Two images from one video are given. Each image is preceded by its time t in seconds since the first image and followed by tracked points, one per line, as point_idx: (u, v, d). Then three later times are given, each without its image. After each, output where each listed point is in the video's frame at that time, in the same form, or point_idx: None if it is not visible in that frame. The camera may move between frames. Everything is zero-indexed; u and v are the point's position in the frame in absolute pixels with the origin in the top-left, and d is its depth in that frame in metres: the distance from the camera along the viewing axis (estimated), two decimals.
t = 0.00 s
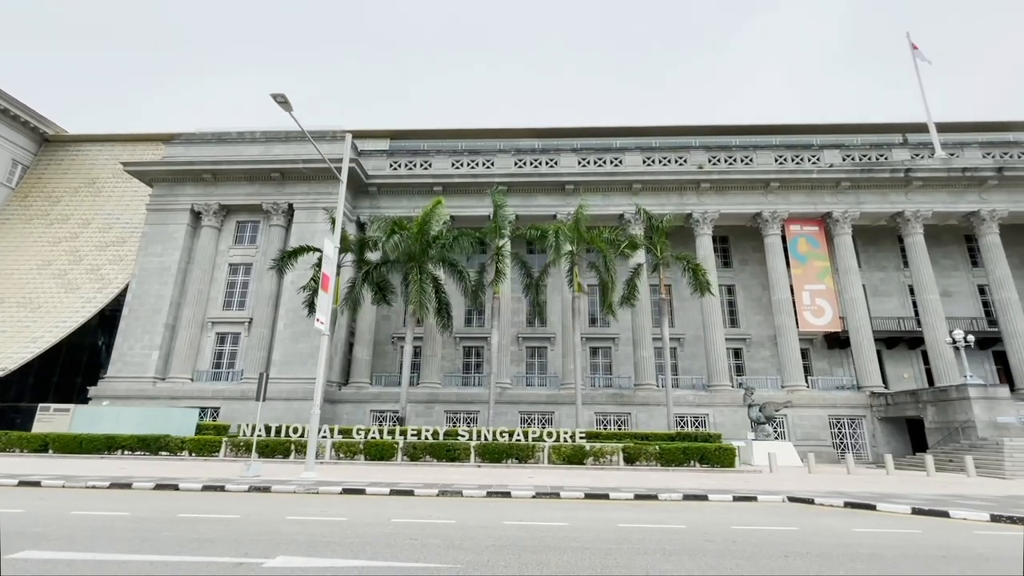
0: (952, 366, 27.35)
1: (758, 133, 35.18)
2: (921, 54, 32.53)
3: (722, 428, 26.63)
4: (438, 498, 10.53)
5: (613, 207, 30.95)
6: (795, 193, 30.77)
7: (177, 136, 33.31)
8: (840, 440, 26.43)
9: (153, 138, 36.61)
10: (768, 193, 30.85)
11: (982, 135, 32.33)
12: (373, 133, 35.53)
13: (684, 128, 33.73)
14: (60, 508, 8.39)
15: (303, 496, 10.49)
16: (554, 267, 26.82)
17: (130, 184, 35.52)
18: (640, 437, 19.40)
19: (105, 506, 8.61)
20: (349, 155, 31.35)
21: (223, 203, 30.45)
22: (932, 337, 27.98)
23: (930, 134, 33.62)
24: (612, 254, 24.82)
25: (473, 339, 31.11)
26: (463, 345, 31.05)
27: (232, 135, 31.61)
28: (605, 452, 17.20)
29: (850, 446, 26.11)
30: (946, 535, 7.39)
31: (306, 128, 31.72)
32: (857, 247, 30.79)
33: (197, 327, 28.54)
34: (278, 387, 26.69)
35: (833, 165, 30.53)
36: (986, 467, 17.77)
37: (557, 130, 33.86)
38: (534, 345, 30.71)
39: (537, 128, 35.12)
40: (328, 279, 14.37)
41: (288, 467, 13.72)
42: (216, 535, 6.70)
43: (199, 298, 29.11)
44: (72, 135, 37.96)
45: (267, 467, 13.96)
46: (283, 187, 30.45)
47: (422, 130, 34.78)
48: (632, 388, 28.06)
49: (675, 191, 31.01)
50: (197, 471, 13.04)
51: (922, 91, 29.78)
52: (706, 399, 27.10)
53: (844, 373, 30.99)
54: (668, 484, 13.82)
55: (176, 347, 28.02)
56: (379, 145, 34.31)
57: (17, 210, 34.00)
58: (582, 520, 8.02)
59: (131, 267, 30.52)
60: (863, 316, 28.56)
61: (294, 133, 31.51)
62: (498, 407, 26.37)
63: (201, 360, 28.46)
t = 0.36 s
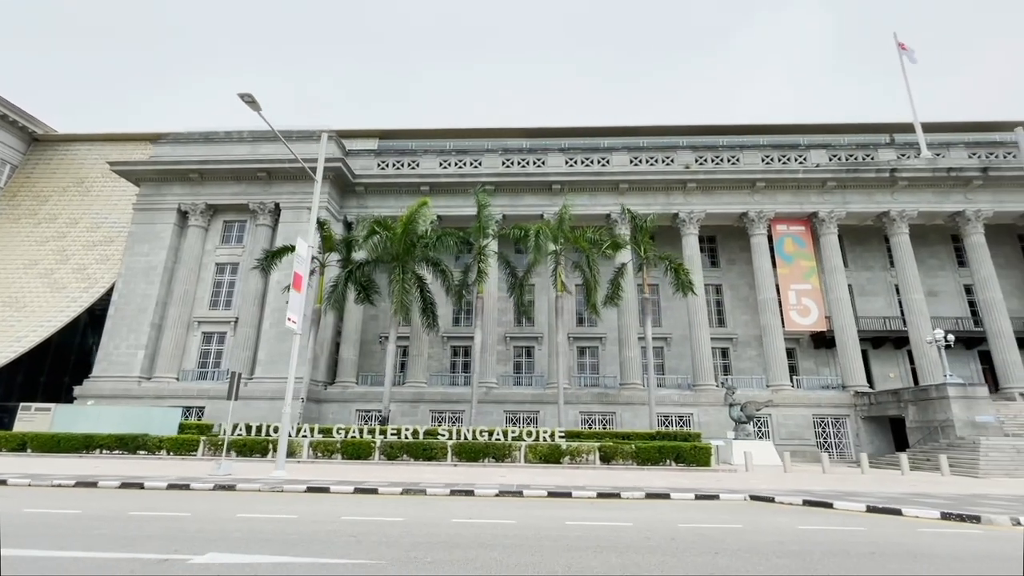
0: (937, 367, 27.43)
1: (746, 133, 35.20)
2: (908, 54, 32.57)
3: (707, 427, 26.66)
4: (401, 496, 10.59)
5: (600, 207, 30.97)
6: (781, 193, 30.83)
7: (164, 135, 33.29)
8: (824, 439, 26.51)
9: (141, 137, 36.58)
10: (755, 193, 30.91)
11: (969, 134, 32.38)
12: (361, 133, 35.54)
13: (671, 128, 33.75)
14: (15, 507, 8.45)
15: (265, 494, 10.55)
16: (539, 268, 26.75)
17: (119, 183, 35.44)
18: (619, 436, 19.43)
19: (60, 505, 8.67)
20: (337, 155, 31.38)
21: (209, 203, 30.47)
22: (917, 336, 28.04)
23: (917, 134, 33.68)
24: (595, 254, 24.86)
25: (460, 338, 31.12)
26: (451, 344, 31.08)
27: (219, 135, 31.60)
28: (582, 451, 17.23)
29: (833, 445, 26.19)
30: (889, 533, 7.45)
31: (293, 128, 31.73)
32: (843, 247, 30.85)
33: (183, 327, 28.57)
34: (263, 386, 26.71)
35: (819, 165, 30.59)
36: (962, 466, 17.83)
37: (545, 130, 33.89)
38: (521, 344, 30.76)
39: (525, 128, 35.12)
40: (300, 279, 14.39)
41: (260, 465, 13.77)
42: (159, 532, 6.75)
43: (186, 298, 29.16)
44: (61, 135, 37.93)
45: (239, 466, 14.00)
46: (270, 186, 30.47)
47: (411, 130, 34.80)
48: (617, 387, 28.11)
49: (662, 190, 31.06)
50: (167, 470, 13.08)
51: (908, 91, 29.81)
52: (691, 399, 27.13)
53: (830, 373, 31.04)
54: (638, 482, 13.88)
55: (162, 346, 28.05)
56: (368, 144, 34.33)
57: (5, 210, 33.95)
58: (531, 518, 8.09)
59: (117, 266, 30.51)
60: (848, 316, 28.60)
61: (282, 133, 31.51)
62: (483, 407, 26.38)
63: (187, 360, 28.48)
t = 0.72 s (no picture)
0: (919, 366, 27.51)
1: (733, 133, 35.24)
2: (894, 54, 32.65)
3: (689, 427, 26.70)
4: (360, 495, 10.60)
5: (585, 206, 30.97)
6: (765, 193, 30.89)
7: (149, 134, 33.18)
8: (806, 439, 26.58)
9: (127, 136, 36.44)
10: (739, 193, 30.95)
11: (953, 135, 32.50)
12: (348, 132, 35.52)
13: (658, 128, 33.77)
14: None
15: (223, 493, 10.57)
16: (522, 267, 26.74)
17: (105, 182, 35.28)
18: (597, 435, 19.44)
19: (10, 503, 8.68)
20: (322, 154, 31.35)
21: (193, 202, 30.41)
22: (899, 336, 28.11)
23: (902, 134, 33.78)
24: (577, 254, 24.86)
25: (445, 337, 31.10)
26: (436, 344, 31.05)
27: (204, 134, 31.53)
28: (556, 451, 17.24)
29: (815, 445, 26.26)
30: (831, 531, 7.50)
31: (279, 127, 31.68)
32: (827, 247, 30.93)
33: (166, 326, 28.53)
34: (245, 386, 26.66)
35: (804, 165, 30.65)
36: (936, 465, 17.91)
37: (531, 130, 33.89)
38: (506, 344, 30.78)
39: (512, 128, 35.10)
40: (270, 278, 14.40)
41: (228, 464, 13.77)
42: (96, 530, 6.76)
43: (169, 297, 29.12)
44: (47, 133, 37.79)
45: (207, 464, 13.98)
46: (255, 185, 30.43)
47: (397, 129, 34.78)
48: (601, 387, 28.12)
49: (646, 190, 31.09)
50: (132, 468, 13.04)
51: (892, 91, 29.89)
52: (674, 398, 27.15)
53: (815, 372, 31.09)
54: (607, 480, 13.90)
55: (145, 345, 27.98)
56: (354, 143, 34.29)
57: None
58: (477, 517, 8.12)
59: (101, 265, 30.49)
60: (831, 316, 28.68)
61: (267, 131, 31.47)
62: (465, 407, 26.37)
63: (170, 359, 28.42)
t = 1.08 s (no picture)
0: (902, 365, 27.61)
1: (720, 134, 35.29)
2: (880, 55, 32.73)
3: (673, 427, 26.72)
4: (321, 494, 10.56)
5: (571, 206, 30.95)
6: (751, 193, 30.95)
7: (135, 132, 33.03)
8: (789, 439, 26.65)
9: (113, 134, 36.27)
10: (725, 193, 31.00)
11: (938, 135, 32.62)
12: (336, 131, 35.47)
13: (645, 128, 33.78)
14: None
15: (184, 493, 10.53)
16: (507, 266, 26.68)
17: (91, 181, 35.01)
18: (576, 434, 19.44)
19: None
20: (308, 153, 31.27)
21: (178, 201, 30.30)
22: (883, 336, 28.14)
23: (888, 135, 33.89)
24: (559, 254, 24.88)
25: (432, 337, 30.99)
26: (423, 343, 30.98)
27: (189, 132, 31.40)
28: (531, 450, 17.23)
29: (798, 444, 26.34)
30: (778, 530, 7.50)
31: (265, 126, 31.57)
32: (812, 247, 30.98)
33: (150, 325, 28.44)
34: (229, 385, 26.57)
35: (789, 165, 30.70)
36: (911, 464, 17.96)
37: (518, 129, 33.88)
38: (492, 343, 30.75)
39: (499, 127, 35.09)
40: (240, 277, 14.33)
41: (197, 463, 13.72)
42: (37, 529, 6.78)
43: (153, 296, 29.01)
44: (33, 131, 37.58)
45: (176, 464, 13.91)
46: (240, 184, 30.35)
47: (385, 128, 34.72)
48: (585, 387, 28.11)
49: (632, 190, 31.12)
50: (99, 468, 12.97)
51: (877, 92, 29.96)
52: (658, 398, 27.16)
53: (800, 372, 31.14)
54: (578, 479, 13.89)
55: (128, 345, 27.88)
56: (341, 143, 34.23)
57: None
58: (426, 515, 8.07)
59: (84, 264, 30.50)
60: (815, 316, 28.72)
61: (252, 130, 31.34)
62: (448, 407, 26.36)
63: (154, 358, 28.34)
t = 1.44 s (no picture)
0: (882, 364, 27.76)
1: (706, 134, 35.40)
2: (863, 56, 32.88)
3: (655, 426, 26.81)
4: (280, 493, 10.57)
5: (556, 206, 30.99)
6: (734, 193, 31.06)
7: (119, 131, 32.90)
8: (769, 438, 26.77)
9: (98, 133, 36.10)
10: (708, 193, 31.10)
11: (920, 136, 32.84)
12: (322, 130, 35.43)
13: (630, 128, 33.83)
14: None
15: (142, 492, 10.53)
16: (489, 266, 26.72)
17: (75, 180, 34.66)
18: (552, 434, 19.50)
19: None
20: (292, 152, 31.21)
21: (161, 200, 30.22)
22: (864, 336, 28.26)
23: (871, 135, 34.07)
24: (540, 254, 24.95)
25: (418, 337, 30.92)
26: (408, 343, 30.93)
27: (173, 131, 31.29)
28: (505, 449, 17.27)
29: (778, 443, 26.46)
30: (719, 528, 7.55)
31: (249, 125, 31.49)
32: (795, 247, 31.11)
33: (131, 325, 28.37)
34: (211, 385, 26.54)
35: (773, 166, 30.81)
36: (882, 464, 18.08)
37: (504, 129, 33.92)
38: (477, 343, 30.76)
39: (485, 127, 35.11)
40: (209, 277, 14.33)
41: (163, 463, 13.69)
42: None
43: (135, 296, 28.93)
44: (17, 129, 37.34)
45: (143, 464, 13.88)
46: (224, 183, 30.29)
47: (370, 128, 34.70)
48: (568, 387, 28.16)
49: (617, 190, 31.20)
50: (64, 468, 12.94)
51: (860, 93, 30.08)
52: (640, 398, 27.23)
53: (783, 372, 31.25)
54: (546, 478, 13.93)
55: (109, 345, 27.80)
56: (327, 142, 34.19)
57: None
58: (372, 514, 8.09)
59: (65, 264, 30.80)
60: (797, 316, 28.83)
61: (237, 130, 31.25)
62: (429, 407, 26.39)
63: (136, 357, 28.29)
